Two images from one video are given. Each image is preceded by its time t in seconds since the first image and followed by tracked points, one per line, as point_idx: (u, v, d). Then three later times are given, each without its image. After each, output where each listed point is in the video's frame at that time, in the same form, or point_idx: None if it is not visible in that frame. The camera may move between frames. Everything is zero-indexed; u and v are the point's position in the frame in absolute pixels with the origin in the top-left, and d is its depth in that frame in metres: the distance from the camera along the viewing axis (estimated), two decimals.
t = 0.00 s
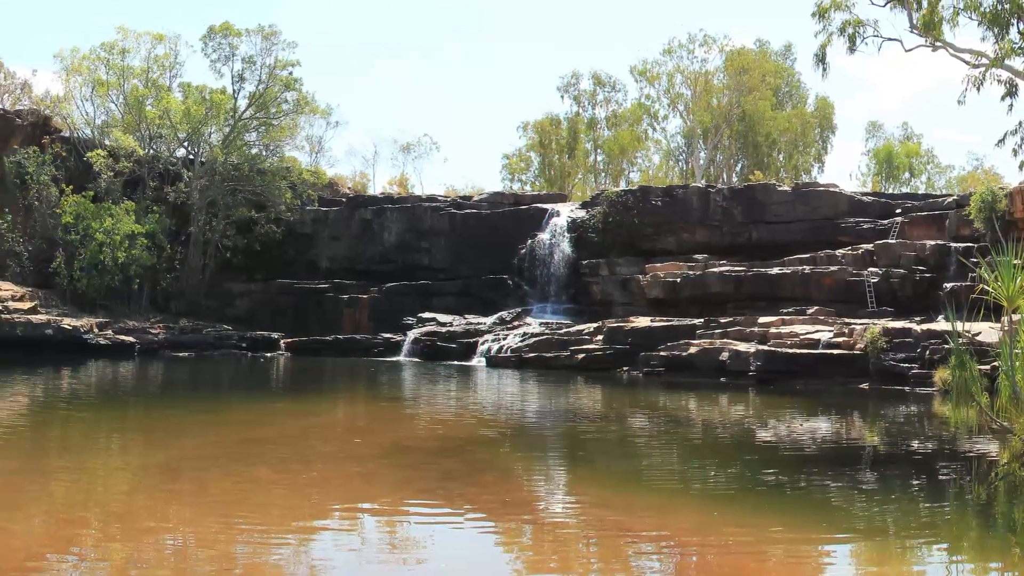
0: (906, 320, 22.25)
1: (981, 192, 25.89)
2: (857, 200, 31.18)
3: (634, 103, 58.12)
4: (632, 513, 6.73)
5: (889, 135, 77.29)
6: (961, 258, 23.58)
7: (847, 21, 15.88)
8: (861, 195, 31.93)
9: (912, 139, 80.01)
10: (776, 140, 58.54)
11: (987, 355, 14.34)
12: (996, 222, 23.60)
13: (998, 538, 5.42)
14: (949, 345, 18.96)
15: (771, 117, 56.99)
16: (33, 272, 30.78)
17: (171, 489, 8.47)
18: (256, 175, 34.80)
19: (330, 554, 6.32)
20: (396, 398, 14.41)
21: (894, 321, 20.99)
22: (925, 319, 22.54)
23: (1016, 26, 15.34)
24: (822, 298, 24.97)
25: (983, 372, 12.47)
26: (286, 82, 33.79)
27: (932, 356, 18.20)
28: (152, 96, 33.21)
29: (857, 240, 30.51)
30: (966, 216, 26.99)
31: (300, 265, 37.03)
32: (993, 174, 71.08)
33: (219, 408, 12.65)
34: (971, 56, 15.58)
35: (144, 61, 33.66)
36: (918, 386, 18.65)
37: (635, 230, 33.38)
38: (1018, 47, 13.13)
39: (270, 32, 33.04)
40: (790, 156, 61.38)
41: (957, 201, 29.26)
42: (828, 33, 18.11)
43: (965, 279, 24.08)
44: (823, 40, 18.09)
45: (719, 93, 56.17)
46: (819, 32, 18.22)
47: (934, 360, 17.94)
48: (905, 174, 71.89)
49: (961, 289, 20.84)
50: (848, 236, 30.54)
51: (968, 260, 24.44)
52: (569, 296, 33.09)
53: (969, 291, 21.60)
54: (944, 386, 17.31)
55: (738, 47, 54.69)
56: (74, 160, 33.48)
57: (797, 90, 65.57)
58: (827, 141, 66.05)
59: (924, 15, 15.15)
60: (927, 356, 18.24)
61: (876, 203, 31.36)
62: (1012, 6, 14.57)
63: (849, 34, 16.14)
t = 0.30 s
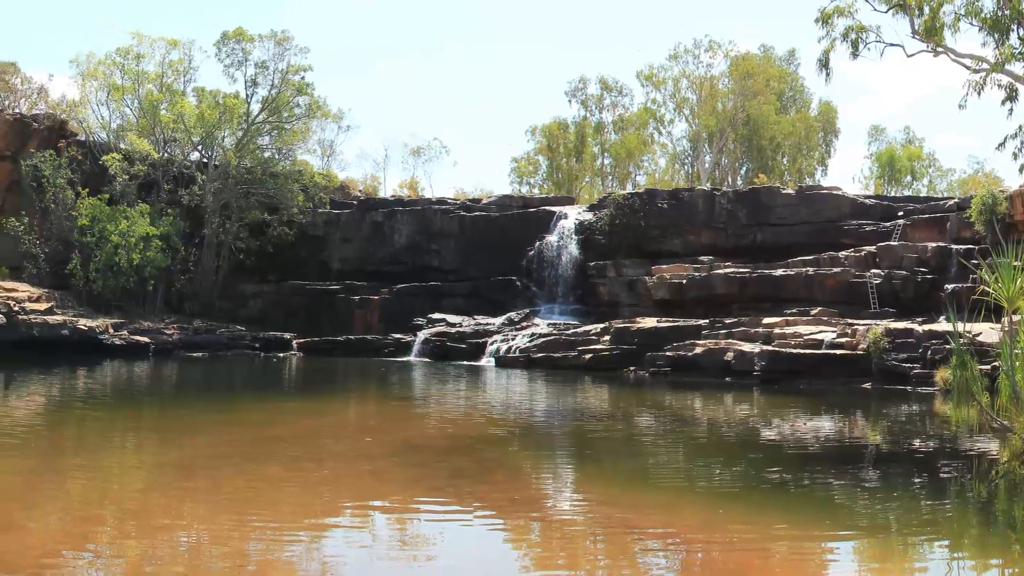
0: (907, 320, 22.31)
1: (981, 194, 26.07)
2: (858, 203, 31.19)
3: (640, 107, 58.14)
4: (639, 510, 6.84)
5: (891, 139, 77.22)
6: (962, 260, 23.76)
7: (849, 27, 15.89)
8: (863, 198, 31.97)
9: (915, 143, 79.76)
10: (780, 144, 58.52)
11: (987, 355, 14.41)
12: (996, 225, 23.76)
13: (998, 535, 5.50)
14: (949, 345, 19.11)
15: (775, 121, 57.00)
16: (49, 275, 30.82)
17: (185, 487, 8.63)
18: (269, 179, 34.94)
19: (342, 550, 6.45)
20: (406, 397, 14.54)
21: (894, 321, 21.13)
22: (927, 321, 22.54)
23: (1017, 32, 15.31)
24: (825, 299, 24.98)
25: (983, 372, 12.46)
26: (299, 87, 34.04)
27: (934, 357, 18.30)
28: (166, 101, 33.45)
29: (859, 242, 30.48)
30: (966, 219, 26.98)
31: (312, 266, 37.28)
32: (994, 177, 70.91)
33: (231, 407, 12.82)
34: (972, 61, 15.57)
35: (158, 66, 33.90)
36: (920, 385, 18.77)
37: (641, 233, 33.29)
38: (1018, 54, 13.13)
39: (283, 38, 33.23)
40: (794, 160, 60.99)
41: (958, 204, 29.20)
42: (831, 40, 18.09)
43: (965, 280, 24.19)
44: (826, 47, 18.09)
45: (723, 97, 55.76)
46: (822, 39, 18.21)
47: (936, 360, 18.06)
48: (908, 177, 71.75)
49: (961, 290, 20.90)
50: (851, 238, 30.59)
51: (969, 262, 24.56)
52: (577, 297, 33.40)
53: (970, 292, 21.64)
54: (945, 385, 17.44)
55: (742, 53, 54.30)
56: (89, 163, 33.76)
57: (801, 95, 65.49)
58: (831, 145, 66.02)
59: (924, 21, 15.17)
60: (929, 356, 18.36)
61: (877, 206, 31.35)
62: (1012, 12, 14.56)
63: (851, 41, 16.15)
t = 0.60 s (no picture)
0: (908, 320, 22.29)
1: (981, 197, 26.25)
2: (861, 206, 31.05)
3: (646, 111, 58.22)
4: (645, 508, 6.94)
5: (894, 143, 77.31)
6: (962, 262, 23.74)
7: (852, 33, 15.93)
8: (865, 200, 31.82)
9: (916, 147, 79.72)
10: (784, 148, 58.59)
11: (987, 355, 14.44)
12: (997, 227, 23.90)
13: (998, 533, 5.59)
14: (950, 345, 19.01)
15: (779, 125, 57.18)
16: (66, 276, 31.74)
17: (199, 485, 8.79)
18: (282, 182, 35.20)
19: (353, 547, 6.59)
20: (416, 396, 14.68)
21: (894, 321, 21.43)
22: (929, 321, 22.50)
23: (1017, 37, 15.35)
24: (828, 300, 25.03)
25: (983, 371, 12.50)
26: (311, 91, 34.23)
27: (935, 356, 18.25)
28: (181, 105, 33.80)
29: (861, 244, 30.45)
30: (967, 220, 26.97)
31: (324, 268, 37.56)
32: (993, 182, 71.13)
33: (243, 407, 13.00)
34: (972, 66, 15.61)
35: (173, 70, 34.23)
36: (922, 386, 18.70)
37: (647, 235, 33.43)
38: (1017, 59, 13.18)
39: (296, 43, 33.47)
40: (798, 163, 60.89)
41: (957, 206, 28.99)
42: (834, 45, 18.02)
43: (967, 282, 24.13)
44: (828, 52, 18.01)
45: (728, 102, 56.48)
46: (824, 44, 18.13)
47: (937, 360, 18.01)
48: (909, 180, 71.91)
49: (962, 292, 21.03)
50: (853, 240, 30.55)
51: (970, 264, 24.52)
52: (584, 298, 33.59)
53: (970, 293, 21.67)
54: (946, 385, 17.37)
55: (747, 58, 55.24)
56: (105, 167, 34.24)
57: (804, 99, 65.56)
58: (833, 149, 66.14)
59: (926, 27, 15.18)
60: (930, 356, 18.27)
61: (879, 208, 31.04)
62: (1012, 18, 14.59)
63: (853, 46, 16.12)
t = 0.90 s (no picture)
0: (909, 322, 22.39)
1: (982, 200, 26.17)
2: (862, 209, 31.09)
3: (652, 115, 58.34)
4: (652, 505, 7.05)
5: (896, 147, 77.46)
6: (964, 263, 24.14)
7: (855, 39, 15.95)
8: (868, 203, 31.83)
9: (918, 150, 79.53)
10: (788, 151, 58.73)
11: (988, 356, 14.50)
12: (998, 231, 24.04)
13: (999, 530, 5.68)
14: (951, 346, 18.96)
15: (782, 130, 57.40)
16: (83, 278, 32.07)
17: (213, 483, 8.96)
18: (295, 185, 35.51)
19: (365, 544, 6.73)
20: (427, 396, 14.84)
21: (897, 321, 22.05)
22: (931, 322, 22.54)
23: (1018, 43, 15.38)
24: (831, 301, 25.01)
25: (983, 371, 12.56)
26: (323, 96, 34.51)
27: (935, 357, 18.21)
28: (195, 110, 34.19)
29: (863, 247, 30.51)
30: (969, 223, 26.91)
31: (336, 269, 37.68)
32: (995, 185, 70.97)
33: (255, 406, 13.18)
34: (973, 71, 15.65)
35: (187, 76, 34.63)
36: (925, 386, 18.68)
37: (653, 238, 33.55)
38: (1016, 65, 13.20)
39: (308, 49, 33.76)
40: (802, 167, 61.86)
41: (960, 208, 29.03)
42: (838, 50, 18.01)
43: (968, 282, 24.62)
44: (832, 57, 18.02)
45: (734, 106, 55.59)
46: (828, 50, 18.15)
47: (937, 360, 17.97)
48: (910, 184, 71.76)
49: (962, 293, 21.16)
50: (855, 243, 30.62)
51: (971, 265, 25.19)
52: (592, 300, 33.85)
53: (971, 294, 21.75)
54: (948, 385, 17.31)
55: (752, 62, 54.10)
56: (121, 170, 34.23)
57: (808, 104, 65.56)
58: (837, 153, 66.25)
59: (929, 32, 15.18)
60: (931, 356, 18.23)
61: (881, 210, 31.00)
62: (1012, 24, 14.61)
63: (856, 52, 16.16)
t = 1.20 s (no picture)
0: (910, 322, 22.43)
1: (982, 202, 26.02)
2: (865, 212, 31.15)
3: (659, 119, 58.46)
4: (658, 503, 7.17)
5: (897, 151, 77.49)
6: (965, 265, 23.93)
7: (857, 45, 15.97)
8: (870, 207, 31.91)
9: (921, 153, 79.24)
10: (792, 155, 58.80)
11: (989, 356, 14.52)
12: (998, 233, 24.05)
13: (1000, 527, 5.78)
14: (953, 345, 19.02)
15: (786, 134, 57.44)
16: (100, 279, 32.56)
17: (228, 481, 9.13)
18: (307, 188, 35.78)
19: (376, 541, 6.88)
20: (438, 395, 14.99)
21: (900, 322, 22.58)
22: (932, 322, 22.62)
23: (1018, 48, 15.37)
24: (834, 302, 25.09)
25: (984, 371, 12.60)
26: (335, 100, 34.80)
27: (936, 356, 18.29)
28: (209, 114, 34.60)
29: (867, 248, 30.48)
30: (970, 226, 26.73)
31: (348, 271, 37.84)
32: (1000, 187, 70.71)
33: (269, 405, 13.36)
34: (973, 76, 15.64)
35: (202, 81, 34.97)
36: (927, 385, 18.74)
37: (659, 240, 33.56)
38: (1015, 70, 13.20)
39: (321, 54, 34.04)
40: (806, 170, 61.81)
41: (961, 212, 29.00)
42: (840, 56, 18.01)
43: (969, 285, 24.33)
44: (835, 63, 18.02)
45: (739, 111, 55.57)
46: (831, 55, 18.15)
47: (938, 360, 18.04)
48: (912, 187, 71.52)
49: (963, 294, 21.24)
50: (859, 245, 30.67)
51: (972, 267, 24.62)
52: (601, 301, 34.03)
53: (971, 295, 21.83)
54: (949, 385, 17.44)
55: (757, 67, 54.49)
56: (136, 174, 34.59)
57: (812, 108, 65.46)
58: (840, 156, 66.17)
59: (930, 39, 15.17)
60: (933, 357, 18.29)
61: (884, 213, 31.23)
62: (1012, 30, 14.60)
63: (859, 58, 16.17)
